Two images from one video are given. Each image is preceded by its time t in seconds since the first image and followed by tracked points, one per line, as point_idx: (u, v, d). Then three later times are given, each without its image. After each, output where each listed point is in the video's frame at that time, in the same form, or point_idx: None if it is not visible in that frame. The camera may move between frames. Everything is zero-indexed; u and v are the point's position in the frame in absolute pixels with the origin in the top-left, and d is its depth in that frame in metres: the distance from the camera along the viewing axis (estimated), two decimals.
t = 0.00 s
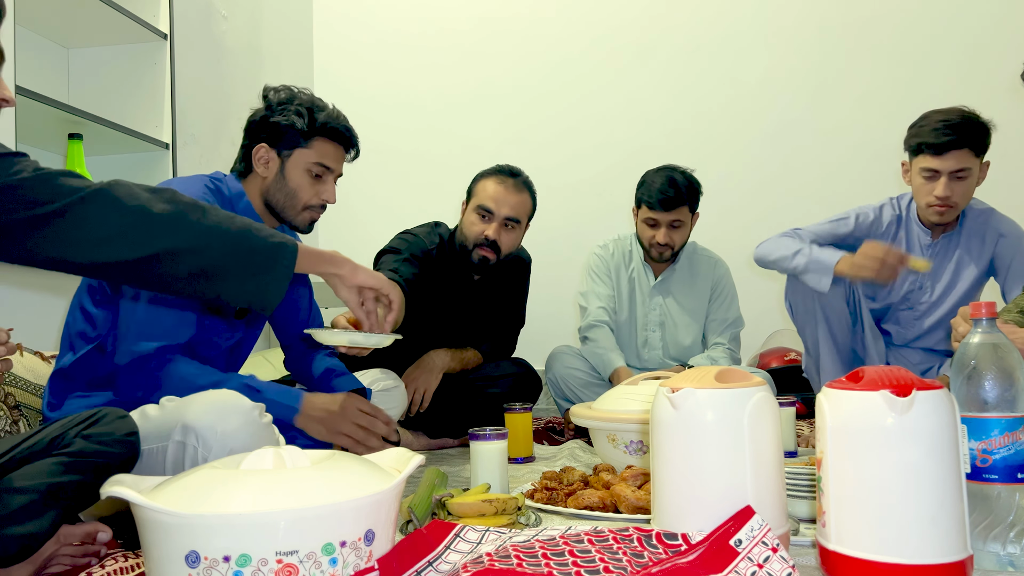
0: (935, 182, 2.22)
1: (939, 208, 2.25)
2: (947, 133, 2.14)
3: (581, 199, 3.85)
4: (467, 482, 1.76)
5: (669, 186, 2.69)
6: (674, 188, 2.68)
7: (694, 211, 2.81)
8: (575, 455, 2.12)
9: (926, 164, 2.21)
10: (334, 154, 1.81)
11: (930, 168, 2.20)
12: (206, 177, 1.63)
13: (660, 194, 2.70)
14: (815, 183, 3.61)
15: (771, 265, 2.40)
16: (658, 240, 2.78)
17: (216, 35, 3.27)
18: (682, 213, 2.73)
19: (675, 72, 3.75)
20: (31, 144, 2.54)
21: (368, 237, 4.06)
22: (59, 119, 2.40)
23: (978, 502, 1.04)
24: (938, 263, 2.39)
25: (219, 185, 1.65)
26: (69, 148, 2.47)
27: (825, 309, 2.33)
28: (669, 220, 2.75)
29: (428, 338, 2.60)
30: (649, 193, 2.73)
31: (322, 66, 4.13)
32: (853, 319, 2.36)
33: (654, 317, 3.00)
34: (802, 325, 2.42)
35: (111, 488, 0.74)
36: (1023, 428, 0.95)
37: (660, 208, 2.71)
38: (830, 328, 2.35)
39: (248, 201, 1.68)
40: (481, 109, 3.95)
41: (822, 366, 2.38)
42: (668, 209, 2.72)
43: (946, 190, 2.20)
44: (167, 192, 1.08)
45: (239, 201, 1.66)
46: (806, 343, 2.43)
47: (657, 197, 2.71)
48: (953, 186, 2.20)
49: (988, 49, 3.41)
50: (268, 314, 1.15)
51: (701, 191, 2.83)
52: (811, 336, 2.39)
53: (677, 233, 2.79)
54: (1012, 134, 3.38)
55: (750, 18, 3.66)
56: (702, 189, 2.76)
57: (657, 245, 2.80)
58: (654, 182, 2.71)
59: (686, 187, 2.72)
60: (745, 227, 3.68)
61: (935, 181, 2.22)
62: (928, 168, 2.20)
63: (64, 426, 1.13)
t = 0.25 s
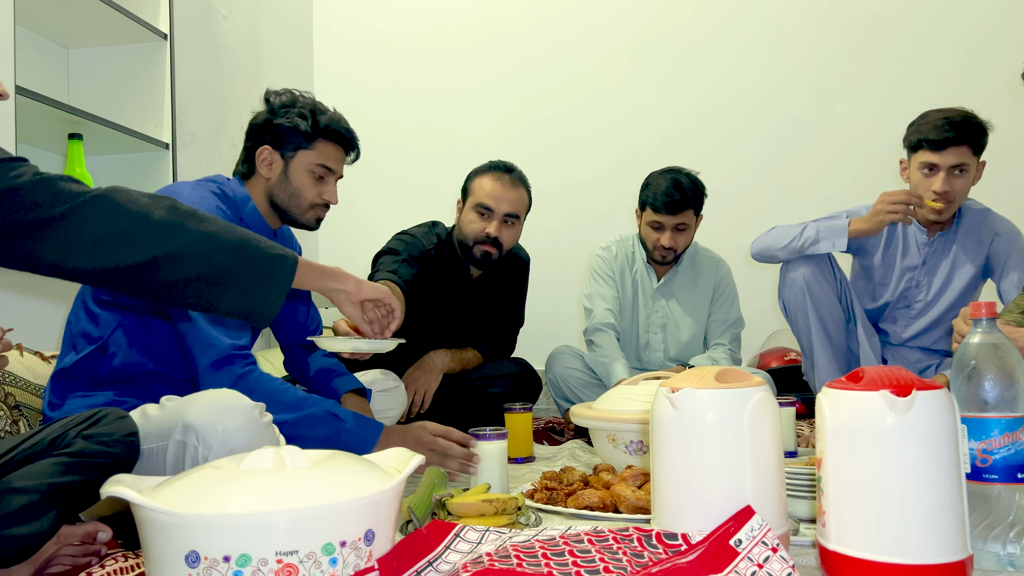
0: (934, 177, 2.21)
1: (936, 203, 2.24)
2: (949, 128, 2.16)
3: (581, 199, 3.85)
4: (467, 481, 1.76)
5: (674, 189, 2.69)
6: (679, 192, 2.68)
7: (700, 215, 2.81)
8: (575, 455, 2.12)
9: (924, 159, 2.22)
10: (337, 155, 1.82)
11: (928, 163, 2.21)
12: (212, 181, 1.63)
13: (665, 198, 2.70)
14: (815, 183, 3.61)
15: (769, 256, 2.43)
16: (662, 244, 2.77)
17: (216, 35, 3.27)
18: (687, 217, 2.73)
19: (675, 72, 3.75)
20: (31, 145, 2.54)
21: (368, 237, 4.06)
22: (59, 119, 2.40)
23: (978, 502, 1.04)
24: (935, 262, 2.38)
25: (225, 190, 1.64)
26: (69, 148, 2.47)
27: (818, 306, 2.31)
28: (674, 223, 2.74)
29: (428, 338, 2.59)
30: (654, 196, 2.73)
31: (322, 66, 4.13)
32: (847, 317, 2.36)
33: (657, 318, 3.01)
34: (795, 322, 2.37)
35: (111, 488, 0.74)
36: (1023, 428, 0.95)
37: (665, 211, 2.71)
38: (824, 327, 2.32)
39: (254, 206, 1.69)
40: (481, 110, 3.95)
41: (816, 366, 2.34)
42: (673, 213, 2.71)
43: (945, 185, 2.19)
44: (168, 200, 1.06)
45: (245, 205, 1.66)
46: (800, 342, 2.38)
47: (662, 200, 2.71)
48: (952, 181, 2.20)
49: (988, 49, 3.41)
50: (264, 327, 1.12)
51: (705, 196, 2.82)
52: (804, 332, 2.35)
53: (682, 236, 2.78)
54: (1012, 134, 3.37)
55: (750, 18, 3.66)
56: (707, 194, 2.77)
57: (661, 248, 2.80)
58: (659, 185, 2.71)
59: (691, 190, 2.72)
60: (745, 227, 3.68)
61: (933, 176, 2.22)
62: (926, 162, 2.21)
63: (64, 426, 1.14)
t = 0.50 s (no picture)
0: (931, 171, 2.21)
1: (932, 198, 2.23)
2: (948, 123, 2.18)
3: (581, 198, 3.85)
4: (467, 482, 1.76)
5: (676, 192, 2.69)
6: (682, 195, 2.68)
7: (700, 216, 2.81)
8: (575, 455, 2.12)
9: (922, 153, 2.23)
10: (347, 162, 1.84)
11: (925, 157, 2.21)
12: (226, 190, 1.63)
13: (666, 201, 2.70)
14: (815, 183, 3.61)
15: (769, 255, 2.43)
16: (663, 246, 2.77)
17: (216, 34, 3.28)
18: (689, 219, 2.73)
19: (676, 72, 3.75)
20: (31, 145, 2.53)
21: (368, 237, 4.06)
22: (59, 119, 2.40)
23: (978, 502, 1.04)
24: (931, 260, 2.38)
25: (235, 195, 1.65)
26: (69, 148, 2.47)
27: (815, 303, 2.32)
28: (675, 226, 2.74)
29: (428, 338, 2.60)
30: (655, 199, 2.72)
31: (322, 66, 4.12)
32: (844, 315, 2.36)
33: (657, 319, 3.01)
34: (795, 320, 2.37)
35: (111, 488, 0.74)
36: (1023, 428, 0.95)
37: (666, 215, 2.71)
38: (824, 326, 2.32)
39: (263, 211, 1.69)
40: (482, 110, 3.95)
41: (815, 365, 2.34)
42: (675, 216, 2.71)
43: (942, 179, 2.19)
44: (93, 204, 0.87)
45: (254, 210, 1.66)
46: (800, 341, 2.38)
47: (664, 203, 2.70)
48: (948, 175, 2.19)
49: (989, 49, 3.41)
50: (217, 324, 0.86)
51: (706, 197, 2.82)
52: (804, 331, 2.34)
53: (682, 239, 2.78)
54: (1012, 134, 3.37)
55: (750, 18, 3.66)
56: (707, 195, 2.78)
57: (662, 250, 2.80)
58: (660, 189, 2.71)
59: (692, 192, 2.73)
60: (745, 226, 3.68)
61: (930, 170, 2.22)
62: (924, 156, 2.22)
63: (63, 426, 1.14)
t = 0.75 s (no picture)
0: (926, 169, 2.21)
1: (928, 195, 2.22)
2: (943, 121, 2.18)
3: (581, 198, 3.85)
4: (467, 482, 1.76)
5: (675, 193, 2.69)
6: (680, 195, 2.68)
7: (699, 216, 2.81)
8: (575, 455, 2.12)
9: (919, 151, 2.22)
10: (350, 163, 1.84)
11: (922, 155, 2.21)
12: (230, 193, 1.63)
13: (665, 201, 2.69)
14: (815, 183, 3.61)
15: (769, 256, 2.43)
16: (663, 246, 2.77)
17: (216, 34, 3.28)
18: (688, 220, 2.73)
19: (676, 72, 3.75)
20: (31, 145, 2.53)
21: (368, 237, 4.06)
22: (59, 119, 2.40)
23: (978, 502, 1.04)
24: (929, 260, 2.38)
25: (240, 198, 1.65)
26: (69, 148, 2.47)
27: (814, 302, 2.32)
28: (674, 225, 2.73)
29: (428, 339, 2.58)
30: (654, 199, 2.72)
31: (322, 66, 4.12)
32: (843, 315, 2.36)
33: (657, 319, 3.01)
34: (795, 321, 2.36)
35: (111, 488, 0.74)
36: (1023, 428, 0.95)
37: (665, 214, 2.71)
38: (824, 326, 2.31)
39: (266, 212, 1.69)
40: (482, 110, 3.95)
41: (814, 364, 2.33)
42: (674, 216, 2.71)
43: (937, 176, 2.19)
44: None
45: (257, 210, 1.66)
46: (800, 341, 2.38)
47: (663, 202, 2.70)
48: (944, 173, 2.19)
49: (988, 49, 3.41)
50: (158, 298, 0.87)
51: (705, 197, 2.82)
52: (804, 331, 2.34)
53: (682, 239, 2.77)
54: (1013, 134, 3.37)
55: (750, 18, 3.66)
56: (706, 194, 2.79)
57: (662, 251, 2.80)
58: (660, 189, 2.71)
59: (691, 192, 2.73)
60: (745, 226, 3.68)
61: (926, 169, 2.21)
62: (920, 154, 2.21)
63: (65, 426, 1.14)
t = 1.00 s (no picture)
0: (924, 172, 2.21)
1: (925, 198, 2.23)
2: (939, 124, 2.17)
3: (581, 198, 3.85)
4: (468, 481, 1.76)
5: (674, 191, 2.68)
6: (679, 194, 2.67)
7: (699, 215, 2.81)
8: (575, 455, 2.12)
9: (916, 154, 2.23)
10: (345, 160, 1.83)
11: (919, 158, 2.22)
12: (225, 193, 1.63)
13: (664, 199, 2.69)
14: (815, 182, 3.61)
15: (768, 258, 2.44)
16: (662, 244, 2.77)
17: (216, 34, 3.28)
18: (687, 217, 2.72)
19: (675, 72, 3.75)
20: (31, 145, 2.53)
21: (368, 236, 4.06)
22: (59, 118, 2.40)
23: (978, 502, 1.04)
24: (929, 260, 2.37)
25: (237, 198, 1.65)
26: (69, 148, 2.48)
27: (813, 303, 2.32)
28: (673, 223, 2.73)
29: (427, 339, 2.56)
30: (653, 197, 2.72)
31: (322, 65, 4.12)
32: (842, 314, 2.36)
33: (656, 317, 3.00)
34: (796, 322, 2.36)
35: (111, 488, 0.73)
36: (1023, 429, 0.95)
37: (664, 212, 2.71)
38: (824, 327, 2.31)
39: (262, 210, 1.68)
40: (482, 110, 3.95)
41: (814, 364, 2.33)
42: (672, 213, 2.71)
43: (933, 179, 2.19)
44: None
45: (254, 210, 1.66)
46: (800, 341, 2.37)
47: (662, 201, 2.70)
48: (941, 176, 2.19)
49: (989, 48, 3.40)
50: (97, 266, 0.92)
51: (704, 194, 2.82)
52: (804, 332, 2.34)
53: (681, 237, 2.77)
54: (1013, 133, 3.37)
55: (750, 17, 3.66)
56: (706, 193, 2.78)
57: (660, 249, 2.80)
58: (660, 186, 2.70)
59: (691, 190, 2.72)
60: (745, 226, 3.68)
61: (923, 171, 2.22)
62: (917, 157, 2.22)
63: (64, 422, 1.13)
